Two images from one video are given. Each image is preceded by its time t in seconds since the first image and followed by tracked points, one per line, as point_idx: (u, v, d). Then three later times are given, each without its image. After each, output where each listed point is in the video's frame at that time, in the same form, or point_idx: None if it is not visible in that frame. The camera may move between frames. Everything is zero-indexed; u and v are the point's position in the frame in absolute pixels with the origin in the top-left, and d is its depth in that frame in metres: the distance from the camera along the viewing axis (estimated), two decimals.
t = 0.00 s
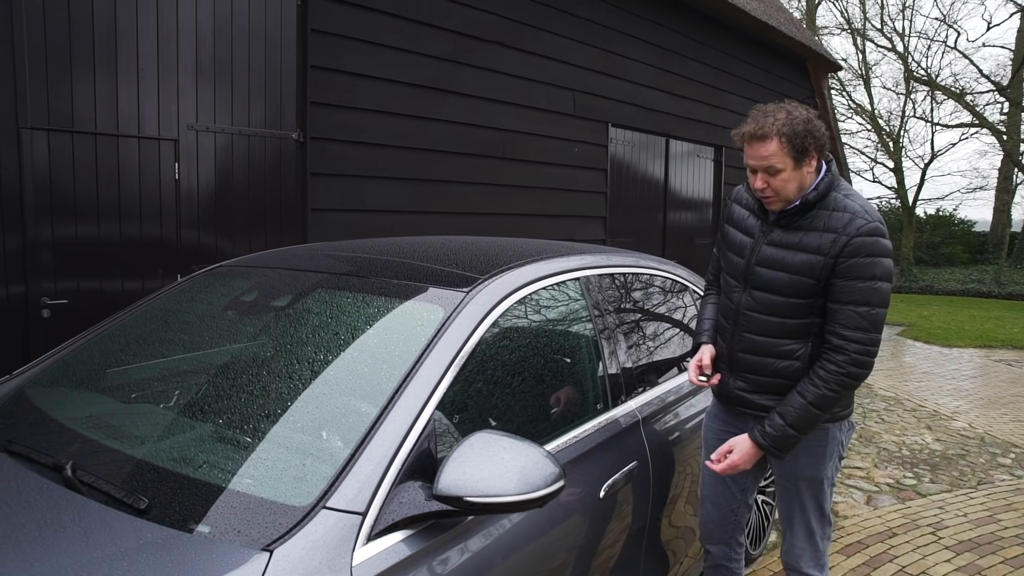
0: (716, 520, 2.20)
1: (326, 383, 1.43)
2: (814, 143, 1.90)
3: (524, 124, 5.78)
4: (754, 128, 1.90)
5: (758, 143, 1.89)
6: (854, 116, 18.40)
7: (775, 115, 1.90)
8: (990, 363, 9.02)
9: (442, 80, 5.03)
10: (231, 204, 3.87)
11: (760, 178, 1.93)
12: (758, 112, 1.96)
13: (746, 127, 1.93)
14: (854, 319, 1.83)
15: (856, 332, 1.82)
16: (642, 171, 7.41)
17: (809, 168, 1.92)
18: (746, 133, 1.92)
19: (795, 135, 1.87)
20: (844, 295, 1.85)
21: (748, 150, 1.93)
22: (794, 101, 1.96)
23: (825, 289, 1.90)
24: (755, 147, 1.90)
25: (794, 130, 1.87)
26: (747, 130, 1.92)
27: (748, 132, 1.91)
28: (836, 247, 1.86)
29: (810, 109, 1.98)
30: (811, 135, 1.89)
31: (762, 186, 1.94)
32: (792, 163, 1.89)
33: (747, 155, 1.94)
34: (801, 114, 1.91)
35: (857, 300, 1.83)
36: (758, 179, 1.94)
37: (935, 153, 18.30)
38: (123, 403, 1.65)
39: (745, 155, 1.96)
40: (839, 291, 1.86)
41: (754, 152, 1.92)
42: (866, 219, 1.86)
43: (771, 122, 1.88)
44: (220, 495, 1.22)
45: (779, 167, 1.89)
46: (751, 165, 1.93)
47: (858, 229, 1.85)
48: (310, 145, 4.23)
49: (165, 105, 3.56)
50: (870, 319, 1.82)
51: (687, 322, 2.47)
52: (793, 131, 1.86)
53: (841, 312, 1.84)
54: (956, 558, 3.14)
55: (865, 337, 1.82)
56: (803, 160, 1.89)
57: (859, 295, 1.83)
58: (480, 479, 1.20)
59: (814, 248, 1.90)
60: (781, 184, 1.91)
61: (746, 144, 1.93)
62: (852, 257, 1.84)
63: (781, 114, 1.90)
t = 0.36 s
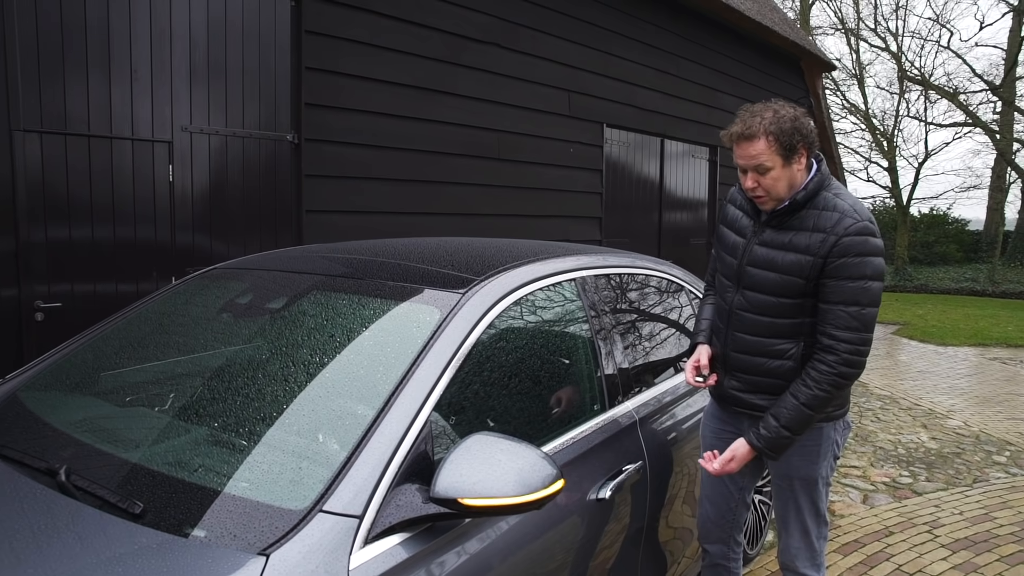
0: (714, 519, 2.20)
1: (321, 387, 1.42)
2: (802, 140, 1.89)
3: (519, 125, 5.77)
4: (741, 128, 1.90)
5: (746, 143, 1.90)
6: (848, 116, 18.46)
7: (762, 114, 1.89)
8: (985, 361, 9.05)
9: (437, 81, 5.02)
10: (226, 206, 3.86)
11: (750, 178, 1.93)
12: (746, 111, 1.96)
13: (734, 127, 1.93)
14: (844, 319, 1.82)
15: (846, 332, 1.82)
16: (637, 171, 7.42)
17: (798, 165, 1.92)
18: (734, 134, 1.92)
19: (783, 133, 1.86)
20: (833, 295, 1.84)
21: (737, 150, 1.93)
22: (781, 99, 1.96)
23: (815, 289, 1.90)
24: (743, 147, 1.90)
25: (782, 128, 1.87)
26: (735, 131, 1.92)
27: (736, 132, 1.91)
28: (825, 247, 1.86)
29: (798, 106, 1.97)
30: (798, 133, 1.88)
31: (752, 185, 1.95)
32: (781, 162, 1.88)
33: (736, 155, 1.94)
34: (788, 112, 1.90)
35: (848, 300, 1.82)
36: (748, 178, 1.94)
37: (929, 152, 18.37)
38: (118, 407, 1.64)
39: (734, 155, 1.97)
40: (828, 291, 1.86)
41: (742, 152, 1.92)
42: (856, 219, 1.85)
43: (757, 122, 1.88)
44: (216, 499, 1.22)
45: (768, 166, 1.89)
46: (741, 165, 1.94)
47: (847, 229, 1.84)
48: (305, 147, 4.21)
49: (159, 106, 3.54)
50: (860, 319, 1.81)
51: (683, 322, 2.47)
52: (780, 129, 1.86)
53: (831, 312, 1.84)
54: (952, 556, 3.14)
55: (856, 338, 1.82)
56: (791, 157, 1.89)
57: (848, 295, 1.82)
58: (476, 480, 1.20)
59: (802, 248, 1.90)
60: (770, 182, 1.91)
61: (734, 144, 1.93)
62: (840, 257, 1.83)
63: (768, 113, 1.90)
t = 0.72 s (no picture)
0: (717, 513, 2.22)
1: (320, 389, 1.40)
2: (789, 148, 1.86)
3: (515, 123, 5.76)
4: (727, 138, 1.88)
5: (732, 153, 1.88)
6: (842, 114, 18.51)
7: (748, 123, 1.87)
8: (979, 358, 9.09)
9: (433, 80, 5.01)
10: (221, 206, 3.83)
11: (738, 187, 1.92)
12: (732, 120, 1.94)
13: (720, 137, 1.92)
14: (810, 327, 1.83)
15: (812, 340, 1.83)
16: (633, 170, 7.42)
17: (786, 173, 1.89)
18: (720, 143, 1.91)
19: (769, 142, 1.83)
20: (803, 304, 1.85)
21: (723, 159, 1.92)
22: (768, 106, 1.93)
23: (791, 297, 1.91)
24: (729, 156, 1.88)
25: (767, 137, 1.84)
26: (721, 140, 1.90)
27: (721, 142, 1.89)
28: (803, 257, 1.85)
29: (787, 112, 1.94)
30: (785, 141, 1.85)
31: (740, 194, 1.93)
32: (768, 171, 1.86)
33: (723, 164, 1.93)
34: (775, 119, 1.87)
35: (817, 309, 1.83)
36: (735, 188, 1.93)
37: (922, 150, 18.44)
38: (114, 408, 1.63)
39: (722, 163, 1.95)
40: (800, 299, 1.86)
41: (728, 162, 1.90)
42: (837, 229, 1.83)
43: (742, 131, 1.86)
44: (216, 502, 1.20)
45: (755, 175, 1.87)
46: (728, 174, 1.92)
47: (827, 240, 1.83)
48: (301, 146, 4.20)
49: (153, 105, 3.51)
50: (828, 329, 1.83)
51: (679, 321, 2.46)
52: (766, 139, 1.83)
53: (798, 320, 1.86)
54: (949, 553, 3.15)
55: (820, 347, 1.83)
56: (779, 166, 1.87)
57: (819, 304, 1.83)
58: (478, 481, 1.19)
59: (782, 256, 1.90)
60: (758, 192, 1.90)
61: (721, 154, 1.92)
62: (816, 267, 1.83)
63: (754, 122, 1.88)
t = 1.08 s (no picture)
0: (719, 513, 2.22)
1: (320, 394, 1.39)
2: (767, 163, 1.85)
3: (508, 126, 5.76)
4: (703, 157, 1.87)
5: (709, 172, 1.87)
6: (833, 117, 18.62)
7: (723, 140, 1.86)
8: (970, 360, 9.15)
9: (427, 82, 5.00)
10: (214, 209, 3.80)
11: (718, 205, 1.91)
12: (708, 137, 1.92)
13: (697, 155, 1.90)
14: (777, 337, 1.85)
15: (778, 351, 1.85)
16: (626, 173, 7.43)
17: (766, 188, 1.88)
18: (697, 162, 1.89)
19: (745, 159, 1.82)
20: (773, 316, 1.87)
21: (701, 178, 1.91)
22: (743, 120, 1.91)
23: (767, 309, 1.94)
24: (706, 176, 1.87)
25: (744, 154, 1.83)
26: (697, 159, 1.89)
27: (698, 161, 1.88)
28: (778, 271, 1.87)
29: (763, 125, 1.92)
30: (761, 157, 1.84)
31: (722, 211, 1.93)
32: (746, 188, 1.85)
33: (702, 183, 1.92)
34: (750, 135, 1.86)
35: (787, 322, 1.84)
36: (716, 205, 1.92)
37: (912, 153, 18.57)
38: (109, 414, 1.60)
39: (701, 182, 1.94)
40: (772, 311, 1.88)
41: (706, 181, 1.89)
42: (811, 245, 1.84)
43: (718, 149, 1.85)
44: (215, 510, 1.18)
45: (734, 193, 1.87)
46: (708, 192, 1.92)
47: (800, 255, 1.84)
48: (295, 149, 4.17)
49: (146, 107, 3.49)
50: (795, 341, 1.84)
51: (673, 324, 2.46)
52: (741, 156, 1.82)
53: (768, 331, 1.87)
54: (945, 555, 3.16)
55: (786, 359, 1.85)
56: (757, 182, 1.85)
57: (789, 317, 1.84)
58: (482, 487, 1.18)
59: (758, 269, 1.93)
60: (739, 208, 1.89)
61: (699, 172, 1.91)
62: (790, 282, 1.85)
63: (730, 138, 1.86)
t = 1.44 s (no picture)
0: (728, 512, 2.23)
1: (322, 399, 1.37)
2: (762, 172, 1.84)
3: (503, 127, 5.74)
4: (699, 168, 1.86)
5: (704, 182, 1.85)
6: (824, 118, 18.70)
7: (718, 150, 1.84)
8: (963, 359, 9.19)
9: (422, 84, 4.98)
10: (209, 211, 3.78)
11: (715, 215, 1.90)
12: (703, 147, 1.91)
13: (692, 166, 1.89)
14: (769, 342, 1.85)
15: (770, 356, 1.84)
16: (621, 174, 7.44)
17: (762, 197, 1.87)
18: (692, 173, 1.88)
19: (740, 169, 1.81)
20: (767, 322, 1.87)
21: (697, 189, 1.89)
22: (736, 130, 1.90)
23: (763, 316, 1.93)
24: (703, 187, 1.86)
25: (739, 164, 1.82)
26: (693, 170, 1.87)
27: (694, 172, 1.87)
28: (773, 279, 1.87)
29: (757, 133, 1.91)
30: (757, 166, 1.83)
31: (719, 221, 1.92)
32: (743, 197, 1.84)
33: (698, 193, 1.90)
34: (745, 144, 1.84)
35: (780, 328, 1.84)
36: (713, 215, 1.91)
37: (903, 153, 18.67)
38: (106, 420, 1.58)
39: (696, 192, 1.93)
40: (766, 317, 1.88)
41: (702, 191, 1.88)
42: (806, 254, 1.83)
43: (714, 159, 1.83)
44: (218, 518, 1.16)
45: (731, 203, 1.86)
46: (704, 203, 1.90)
47: (794, 264, 1.83)
48: (290, 150, 4.15)
49: (138, 109, 3.45)
50: (788, 347, 1.84)
51: (669, 326, 2.43)
52: (737, 166, 1.81)
53: (761, 337, 1.87)
54: (944, 555, 3.16)
55: (778, 364, 1.84)
56: (753, 191, 1.84)
57: (783, 323, 1.84)
58: (489, 492, 1.16)
59: (753, 277, 1.92)
60: (736, 218, 1.88)
61: (694, 183, 1.89)
62: (785, 289, 1.84)
63: (725, 147, 1.85)
